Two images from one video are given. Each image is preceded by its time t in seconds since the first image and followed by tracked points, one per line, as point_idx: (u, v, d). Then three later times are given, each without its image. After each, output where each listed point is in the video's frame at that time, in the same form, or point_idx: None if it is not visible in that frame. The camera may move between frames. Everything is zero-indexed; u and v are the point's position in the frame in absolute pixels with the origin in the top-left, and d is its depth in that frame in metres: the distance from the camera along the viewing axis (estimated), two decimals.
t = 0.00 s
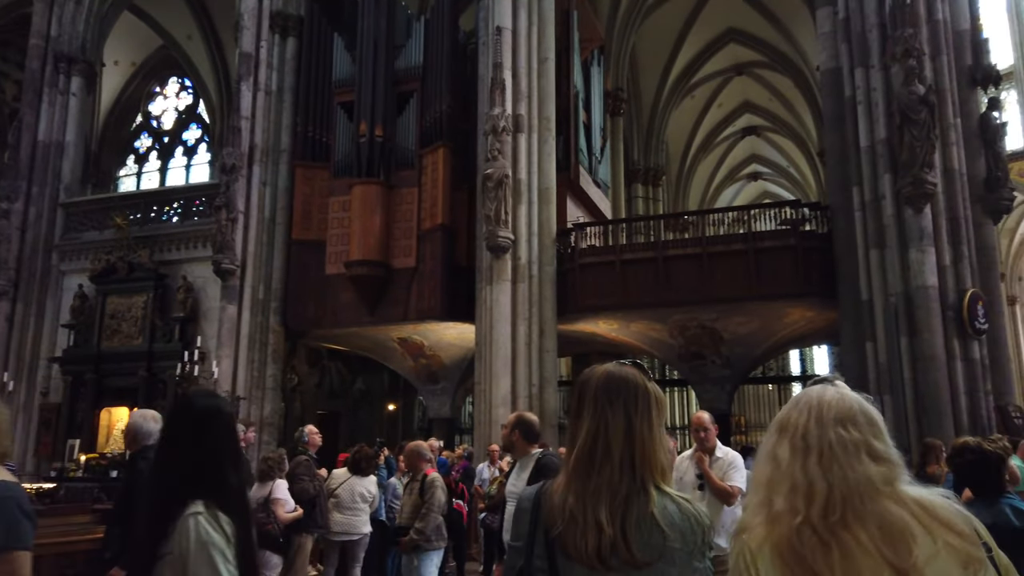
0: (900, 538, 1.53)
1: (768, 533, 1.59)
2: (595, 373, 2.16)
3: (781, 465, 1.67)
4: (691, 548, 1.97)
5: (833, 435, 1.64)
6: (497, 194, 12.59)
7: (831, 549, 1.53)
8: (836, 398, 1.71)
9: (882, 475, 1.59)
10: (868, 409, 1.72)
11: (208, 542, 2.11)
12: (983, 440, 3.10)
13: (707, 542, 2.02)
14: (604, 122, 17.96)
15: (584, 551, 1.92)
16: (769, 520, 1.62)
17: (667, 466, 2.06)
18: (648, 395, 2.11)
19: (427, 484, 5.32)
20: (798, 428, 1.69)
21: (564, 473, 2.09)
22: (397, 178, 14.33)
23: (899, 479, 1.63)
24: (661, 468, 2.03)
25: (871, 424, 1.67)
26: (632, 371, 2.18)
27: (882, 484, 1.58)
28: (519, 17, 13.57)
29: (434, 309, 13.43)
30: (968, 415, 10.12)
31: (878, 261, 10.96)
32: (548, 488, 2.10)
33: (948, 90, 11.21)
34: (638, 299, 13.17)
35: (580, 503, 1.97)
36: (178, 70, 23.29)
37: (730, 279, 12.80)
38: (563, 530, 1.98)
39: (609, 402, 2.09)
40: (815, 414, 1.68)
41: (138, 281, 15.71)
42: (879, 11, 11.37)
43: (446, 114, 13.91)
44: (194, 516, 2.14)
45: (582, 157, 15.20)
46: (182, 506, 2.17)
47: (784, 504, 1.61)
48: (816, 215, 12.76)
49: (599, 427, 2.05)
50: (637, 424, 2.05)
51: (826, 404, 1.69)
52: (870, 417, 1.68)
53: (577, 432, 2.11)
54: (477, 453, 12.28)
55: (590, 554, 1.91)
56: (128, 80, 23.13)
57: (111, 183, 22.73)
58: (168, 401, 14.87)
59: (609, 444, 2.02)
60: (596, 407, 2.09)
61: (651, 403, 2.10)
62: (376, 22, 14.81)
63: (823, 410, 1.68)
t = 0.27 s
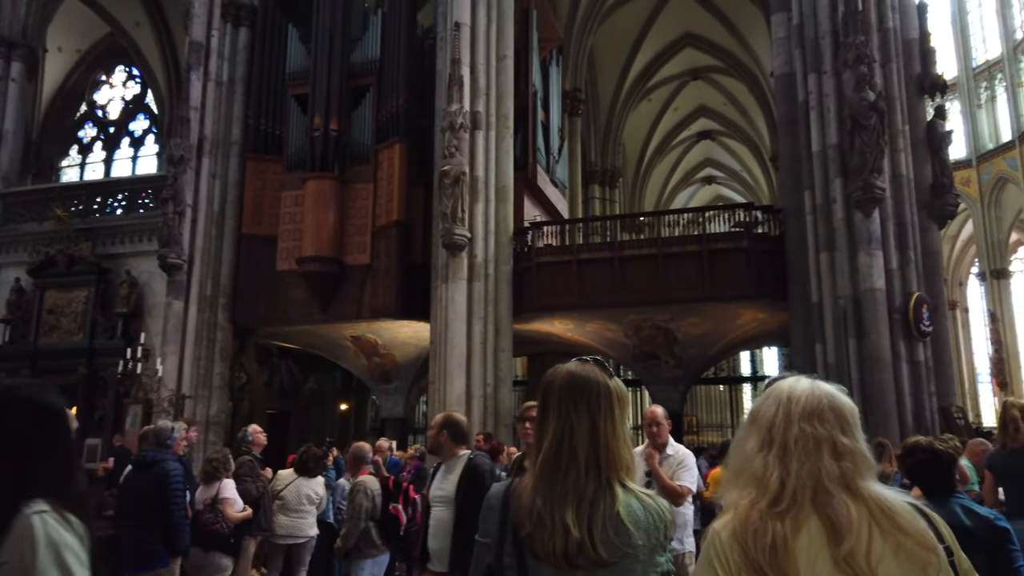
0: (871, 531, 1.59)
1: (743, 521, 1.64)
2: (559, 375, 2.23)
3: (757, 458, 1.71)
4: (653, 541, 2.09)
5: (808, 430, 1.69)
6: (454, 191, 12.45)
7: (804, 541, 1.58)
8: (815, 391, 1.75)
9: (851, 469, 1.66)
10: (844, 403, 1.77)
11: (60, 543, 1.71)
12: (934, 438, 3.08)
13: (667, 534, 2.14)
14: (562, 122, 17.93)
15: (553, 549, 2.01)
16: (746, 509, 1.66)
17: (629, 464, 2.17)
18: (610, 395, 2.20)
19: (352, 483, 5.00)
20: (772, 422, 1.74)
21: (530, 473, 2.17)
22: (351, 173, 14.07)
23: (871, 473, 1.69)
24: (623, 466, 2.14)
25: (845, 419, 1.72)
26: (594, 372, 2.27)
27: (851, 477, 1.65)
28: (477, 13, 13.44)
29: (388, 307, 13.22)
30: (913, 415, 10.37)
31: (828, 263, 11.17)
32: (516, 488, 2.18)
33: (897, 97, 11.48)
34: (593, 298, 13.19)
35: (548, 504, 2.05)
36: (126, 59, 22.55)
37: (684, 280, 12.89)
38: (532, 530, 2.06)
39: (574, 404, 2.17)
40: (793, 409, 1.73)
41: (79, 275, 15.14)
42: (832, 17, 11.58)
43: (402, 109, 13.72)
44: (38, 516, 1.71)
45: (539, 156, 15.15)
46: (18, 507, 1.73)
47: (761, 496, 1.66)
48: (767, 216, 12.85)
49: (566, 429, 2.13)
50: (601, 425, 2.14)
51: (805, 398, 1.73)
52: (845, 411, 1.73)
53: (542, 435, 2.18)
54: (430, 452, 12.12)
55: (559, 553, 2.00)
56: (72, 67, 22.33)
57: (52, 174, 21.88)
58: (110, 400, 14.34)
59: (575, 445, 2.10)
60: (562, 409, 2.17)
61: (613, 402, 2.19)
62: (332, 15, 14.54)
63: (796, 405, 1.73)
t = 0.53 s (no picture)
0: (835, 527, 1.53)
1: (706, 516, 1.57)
2: (512, 370, 2.14)
3: (720, 455, 1.65)
4: (607, 535, 2.00)
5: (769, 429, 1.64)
6: (407, 187, 12.25)
7: (767, 538, 1.51)
8: (780, 390, 1.70)
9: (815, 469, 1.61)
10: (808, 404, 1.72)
11: None
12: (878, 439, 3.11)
13: (621, 529, 2.06)
14: (517, 120, 17.86)
15: (505, 545, 1.92)
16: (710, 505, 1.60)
17: (583, 456, 2.07)
18: (564, 390, 2.12)
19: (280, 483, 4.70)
20: (737, 418, 1.68)
21: (482, 470, 2.08)
22: (301, 166, 13.75)
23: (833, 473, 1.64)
24: (577, 460, 2.05)
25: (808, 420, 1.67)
26: (546, 367, 2.19)
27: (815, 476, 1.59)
28: (433, 7, 13.26)
29: (338, 303, 12.96)
30: (856, 416, 10.59)
31: (777, 265, 11.32)
32: (468, 484, 2.09)
33: (845, 104, 11.71)
34: (546, 297, 13.14)
35: (500, 500, 1.96)
36: (66, 43, 21.69)
37: (636, 280, 12.94)
38: (485, 527, 1.97)
39: (526, 400, 2.08)
40: (755, 407, 1.67)
41: (11, 266, 14.46)
42: (784, 22, 11.73)
43: (355, 102, 13.48)
44: None
45: (494, 154, 15.04)
46: None
47: (724, 493, 1.59)
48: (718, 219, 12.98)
49: (519, 424, 2.04)
50: (555, 420, 2.05)
51: (769, 397, 1.68)
52: (809, 410, 1.69)
53: (495, 431, 2.08)
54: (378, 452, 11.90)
55: (511, 549, 1.91)
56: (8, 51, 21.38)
57: None
58: (42, 398, 13.73)
59: (529, 440, 2.01)
60: (516, 405, 2.08)
61: (568, 398, 2.11)
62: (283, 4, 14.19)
63: (760, 404, 1.67)
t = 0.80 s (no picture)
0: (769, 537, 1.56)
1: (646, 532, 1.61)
2: (461, 388, 2.19)
3: (667, 469, 1.67)
4: (537, 558, 2.02)
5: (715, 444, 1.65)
6: (363, 182, 12.02)
7: (706, 549, 1.54)
8: (730, 406, 1.71)
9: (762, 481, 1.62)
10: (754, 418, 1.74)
11: None
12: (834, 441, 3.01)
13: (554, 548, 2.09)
14: (476, 118, 17.74)
15: (438, 562, 1.94)
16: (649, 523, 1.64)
17: (523, 476, 2.13)
18: (508, 411, 2.18)
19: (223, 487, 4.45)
20: (682, 434, 1.70)
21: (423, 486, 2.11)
22: (254, 160, 13.42)
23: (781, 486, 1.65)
24: (518, 479, 2.10)
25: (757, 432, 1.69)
26: (495, 387, 2.24)
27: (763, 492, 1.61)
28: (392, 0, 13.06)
29: (290, 300, 12.67)
30: (807, 416, 10.75)
31: (732, 267, 11.42)
32: (407, 502, 2.13)
33: (800, 109, 11.88)
34: (503, 296, 13.08)
35: (442, 515, 1.99)
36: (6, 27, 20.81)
37: (594, 281, 12.94)
38: (423, 540, 1.98)
39: (473, 417, 2.13)
40: (698, 423, 1.69)
41: None
42: (741, 27, 11.83)
43: (311, 95, 13.22)
44: None
45: (453, 151, 14.90)
46: None
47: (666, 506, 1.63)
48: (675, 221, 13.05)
49: (464, 442, 2.09)
50: (499, 439, 2.10)
51: (714, 409, 1.70)
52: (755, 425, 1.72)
53: (440, 447, 2.13)
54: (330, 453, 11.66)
55: (445, 566, 1.93)
56: None
57: None
58: None
59: (472, 458, 2.06)
60: (462, 423, 2.13)
61: (511, 418, 2.18)
62: None
63: (711, 414, 1.69)
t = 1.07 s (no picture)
0: (717, 525, 1.66)
1: (599, 525, 1.71)
2: (393, 379, 2.31)
3: (619, 461, 1.75)
4: (456, 550, 2.16)
5: (666, 437, 1.74)
6: (321, 176, 11.76)
7: (656, 540, 1.65)
8: (677, 403, 1.81)
9: (704, 472, 1.73)
10: (697, 411, 1.85)
11: None
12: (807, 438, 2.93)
13: (474, 538, 2.23)
14: (437, 115, 17.52)
15: (357, 550, 2.06)
16: (603, 515, 1.74)
17: (448, 467, 2.27)
18: (439, 403, 2.31)
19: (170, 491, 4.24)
20: (634, 424, 1.78)
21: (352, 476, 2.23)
22: (207, 152, 13.04)
23: (725, 477, 1.77)
24: (442, 470, 2.24)
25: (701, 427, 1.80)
26: (428, 381, 2.36)
27: (710, 483, 1.72)
28: None
29: (244, 296, 12.34)
30: (763, 417, 10.82)
31: (691, 268, 11.46)
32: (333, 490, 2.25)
33: (759, 112, 12.00)
34: (463, 295, 12.98)
35: (369, 504, 2.11)
36: None
37: (554, 280, 12.90)
38: (349, 529, 2.10)
39: (404, 410, 2.25)
40: (646, 415, 1.78)
41: None
42: (703, 29, 11.89)
43: (268, 86, 12.95)
44: None
45: (413, 148, 14.70)
46: None
47: (619, 501, 1.73)
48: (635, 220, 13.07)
49: (392, 432, 2.21)
50: (426, 430, 2.23)
51: (664, 403, 1.79)
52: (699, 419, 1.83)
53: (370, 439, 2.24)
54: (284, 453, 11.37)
55: (364, 553, 2.06)
56: None
57: None
58: None
59: (398, 448, 2.18)
60: (391, 414, 2.25)
61: (441, 410, 2.30)
62: None
63: (661, 409, 1.79)
